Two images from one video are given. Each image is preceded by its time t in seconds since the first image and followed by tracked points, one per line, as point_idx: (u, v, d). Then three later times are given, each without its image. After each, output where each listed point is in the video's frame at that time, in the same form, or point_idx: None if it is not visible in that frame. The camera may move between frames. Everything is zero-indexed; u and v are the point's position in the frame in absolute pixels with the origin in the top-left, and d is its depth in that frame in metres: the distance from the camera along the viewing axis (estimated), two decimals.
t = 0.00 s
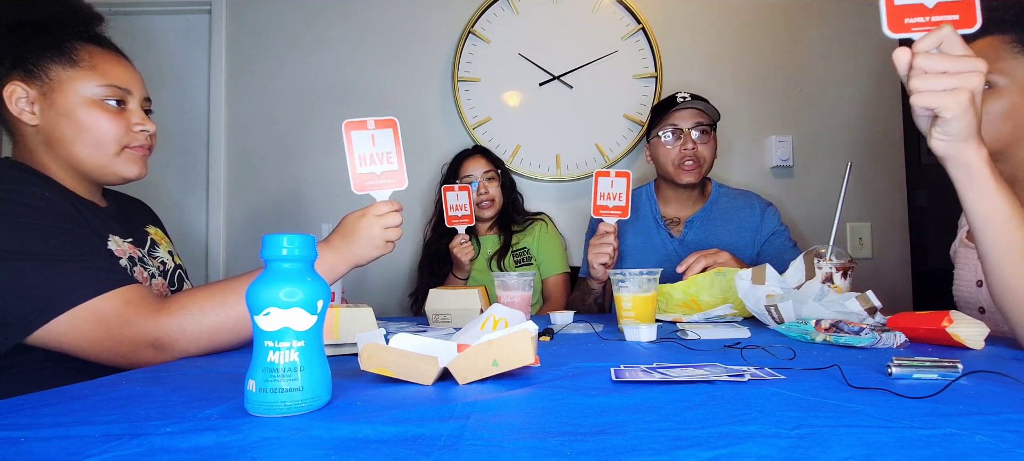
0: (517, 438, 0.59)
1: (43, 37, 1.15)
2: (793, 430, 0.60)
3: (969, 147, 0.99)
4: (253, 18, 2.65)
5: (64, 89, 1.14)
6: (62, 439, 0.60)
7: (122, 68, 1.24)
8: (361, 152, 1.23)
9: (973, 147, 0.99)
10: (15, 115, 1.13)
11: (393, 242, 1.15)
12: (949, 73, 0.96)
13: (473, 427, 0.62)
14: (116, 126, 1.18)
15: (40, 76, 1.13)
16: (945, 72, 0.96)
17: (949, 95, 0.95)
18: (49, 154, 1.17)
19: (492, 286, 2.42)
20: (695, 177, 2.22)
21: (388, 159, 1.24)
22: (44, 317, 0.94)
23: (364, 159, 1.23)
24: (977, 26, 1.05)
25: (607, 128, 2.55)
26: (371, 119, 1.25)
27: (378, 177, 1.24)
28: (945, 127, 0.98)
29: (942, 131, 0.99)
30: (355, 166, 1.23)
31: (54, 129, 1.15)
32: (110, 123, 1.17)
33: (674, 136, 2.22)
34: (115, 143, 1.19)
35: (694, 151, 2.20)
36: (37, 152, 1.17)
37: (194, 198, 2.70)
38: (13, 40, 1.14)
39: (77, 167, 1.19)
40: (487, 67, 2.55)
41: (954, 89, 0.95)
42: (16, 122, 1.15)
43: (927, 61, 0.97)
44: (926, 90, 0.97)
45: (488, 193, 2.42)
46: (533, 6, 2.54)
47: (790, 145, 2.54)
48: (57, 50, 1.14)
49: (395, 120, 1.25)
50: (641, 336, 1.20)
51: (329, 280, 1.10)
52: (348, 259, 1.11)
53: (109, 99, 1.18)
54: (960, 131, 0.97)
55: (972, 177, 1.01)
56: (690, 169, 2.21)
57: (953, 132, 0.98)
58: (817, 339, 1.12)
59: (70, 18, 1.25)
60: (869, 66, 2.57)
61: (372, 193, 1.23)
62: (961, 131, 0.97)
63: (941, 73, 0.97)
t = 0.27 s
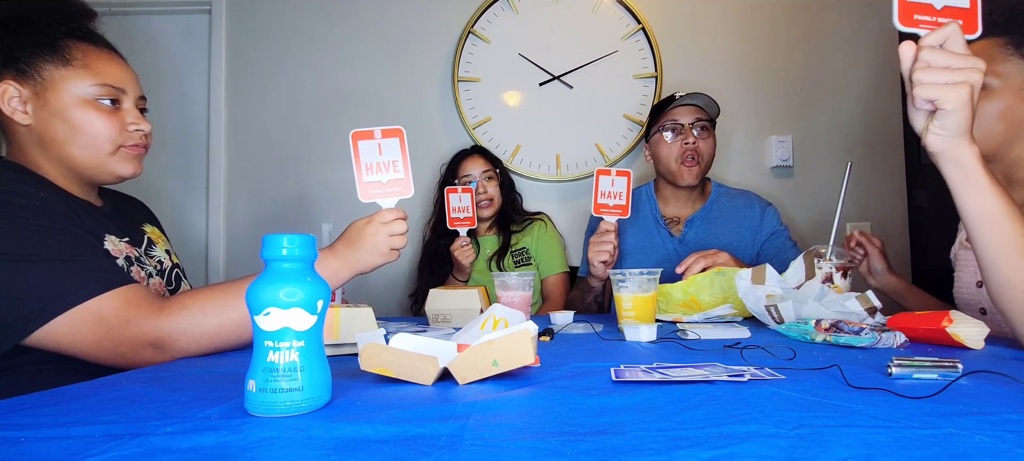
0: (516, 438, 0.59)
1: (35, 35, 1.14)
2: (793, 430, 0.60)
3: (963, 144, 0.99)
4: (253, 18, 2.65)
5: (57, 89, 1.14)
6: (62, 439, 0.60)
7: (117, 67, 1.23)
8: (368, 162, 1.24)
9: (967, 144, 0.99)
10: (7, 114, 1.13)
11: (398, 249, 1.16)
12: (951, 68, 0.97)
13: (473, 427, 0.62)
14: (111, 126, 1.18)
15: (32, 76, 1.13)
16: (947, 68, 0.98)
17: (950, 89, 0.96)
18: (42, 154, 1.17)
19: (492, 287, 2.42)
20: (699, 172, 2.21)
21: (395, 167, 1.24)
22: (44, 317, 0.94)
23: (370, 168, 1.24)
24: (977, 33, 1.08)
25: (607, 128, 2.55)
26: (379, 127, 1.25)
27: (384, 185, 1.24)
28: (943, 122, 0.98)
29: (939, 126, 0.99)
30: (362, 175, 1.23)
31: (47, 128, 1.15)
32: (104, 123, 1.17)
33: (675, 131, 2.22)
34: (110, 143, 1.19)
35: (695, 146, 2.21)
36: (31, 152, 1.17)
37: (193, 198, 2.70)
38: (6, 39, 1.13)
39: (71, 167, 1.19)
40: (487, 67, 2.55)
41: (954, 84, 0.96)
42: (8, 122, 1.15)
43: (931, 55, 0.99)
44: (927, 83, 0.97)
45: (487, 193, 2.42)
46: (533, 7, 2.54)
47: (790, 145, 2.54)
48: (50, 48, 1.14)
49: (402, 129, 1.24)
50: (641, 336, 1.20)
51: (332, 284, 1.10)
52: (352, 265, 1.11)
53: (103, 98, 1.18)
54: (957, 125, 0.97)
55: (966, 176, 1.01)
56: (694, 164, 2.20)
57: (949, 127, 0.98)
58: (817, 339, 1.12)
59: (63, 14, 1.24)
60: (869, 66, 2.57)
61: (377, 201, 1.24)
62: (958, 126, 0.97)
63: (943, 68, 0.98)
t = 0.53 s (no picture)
0: (516, 439, 0.59)
1: (32, 34, 1.14)
2: (793, 430, 0.60)
3: (962, 145, 0.99)
4: (253, 18, 2.65)
5: (54, 90, 1.14)
6: (62, 439, 0.60)
7: (115, 66, 1.23)
8: (369, 165, 1.24)
9: (966, 145, 0.99)
10: (3, 114, 1.13)
11: (399, 251, 1.16)
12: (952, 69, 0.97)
13: (473, 427, 0.62)
14: (108, 127, 1.18)
15: (30, 76, 1.13)
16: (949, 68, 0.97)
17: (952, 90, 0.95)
18: (39, 154, 1.17)
19: (493, 286, 2.41)
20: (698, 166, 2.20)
21: (396, 170, 1.24)
22: (44, 317, 0.94)
23: (372, 171, 1.24)
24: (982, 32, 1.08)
25: (607, 128, 2.55)
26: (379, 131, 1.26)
27: (386, 188, 1.24)
28: (943, 123, 0.98)
29: (939, 127, 0.99)
30: (363, 178, 1.23)
31: (44, 129, 1.15)
32: (101, 124, 1.17)
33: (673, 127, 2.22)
34: (107, 144, 1.19)
35: (693, 140, 2.19)
36: (27, 152, 1.18)
37: (193, 199, 2.70)
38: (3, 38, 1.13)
39: (69, 167, 1.19)
40: (487, 67, 2.55)
41: (956, 84, 0.96)
42: (5, 122, 1.15)
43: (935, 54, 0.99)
44: (930, 82, 0.97)
45: (490, 192, 2.41)
46: (533, 6, 2.54)
47: (790, 145, 2.54)
48: (47, 47, 1.14)
49: (404, 133, 1.24)
50: (641, 336, 1.20)
51: (334, 286, 1.10)
52: (354, 268, 1.11)
53: (101, 99, 1.18)
54: (956, 126, 0.97)
55: (966, 177, 1.01)
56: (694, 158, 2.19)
57: (949, 128, 0.98)
58: (817, 339, 1.12)
59: (61, 13, 1.24)
60: (869, 67, 2.57)
61: (379, 203, 1.23)
62: (958, 127, 0.97)
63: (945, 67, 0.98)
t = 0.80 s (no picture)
0: (516, 438, 0.59)
1: (35, 35, 1.14)
2: (793, 430, 0.60)
3: (962, 149, 0.99)
4: (253, 18, 2.65)
5: (57, 90, 1.14)
6: (62, 439, 0.60)
7: (117, 67, 1.23)
8: (371, 167, 1.23)
9: (966, 149, 0.99)
10: (6, 115, 1.13)
11: (399, 254, 1.16)
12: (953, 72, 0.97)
13: (473, 427, 0.62)
14: (111, 128, 1.18)
15: (32, 77, 1.13)
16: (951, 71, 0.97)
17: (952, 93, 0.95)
18: (41, 155, 1.17)
19: (493, 286, 2.41)
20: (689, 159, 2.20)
21: (398, 173, 1.24)
22: (43, 317, 0.94)
23: (374, 173, 1.24)
24: (981, 32, 1.08)
25: (607, 128, 2.55)
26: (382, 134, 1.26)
27: (388, 190, 1.24)
28: (943, 126, 0.98)
29: (938, 131, 0.99)
30: (365, 180, 1.23)
31: (46, 130, 1.15)
32: (105, 124, 1.17)
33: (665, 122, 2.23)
34: (110, 145, 1.19)
35: (684, 133, 2.20)
36: (28, 153, 1.18)
37: (193, 199, 2.70)
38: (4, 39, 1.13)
39: (71, 168, 1.19)
40: (487, 67, 2.55)
41: (956, 88, 0.95)
42: (7, 122, 1.15)
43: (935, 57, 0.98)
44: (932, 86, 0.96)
45: (496, 190, 2.42)
46: (533, 6, 2.54)
47: (790, 145, 2.54)
48: (50, 48, 1.14)
49: (406, 136, 1.25)
50: (641, 336, 1.20)
51: (334, 287, 1.10)
52: (355, 269, 1.11)
53: (103, 99, 1.18)
54: (956, 130, 0.97)
55: (965, 181, 1.01)
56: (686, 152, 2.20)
57: (948, 132, 0.98)
58: (817, 339, 1.12)
59: (61, 13, 1.24)
60: (869, 67, 2.57)
61: (381, 206, 1.23)
62: (957, 131, 0.97)
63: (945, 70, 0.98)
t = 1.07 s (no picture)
0: (517, 438, 0.59)
1: (37, 34, 1.14)
2: (793, 430, 0.60)
3: (961, 149, 0.99)
4: (253, 18, 2.65)
5: (61, 91, 1.14)
6: (62, 439, 0.60)
7: (119, 68, 1.23)
8: (372, 168, 1.23)
9: (965, 149, 0.99)
10: (9, 115, 1.13)
11: (400, 255, 1.15)
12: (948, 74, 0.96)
13: (473, 427, 0.62)
14: (113, 128, 1.18)
15: (35, 77, 1.13)
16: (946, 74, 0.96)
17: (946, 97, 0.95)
18: (42, 155, 1.17)
19: (493, 286, 2.40)
20: (687, 156, 2.19)
21: (399, 173, 1.24)
22: (43, 317, 0.94)
23: (374, 173, 1.24)
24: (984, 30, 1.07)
25: (607, 128, 2.55)
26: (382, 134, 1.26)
27: (388, 190, 1.24)
28: (939, 127, 0.97)
29: (935, 132, 0.99)
30: (365, 180, 1.23)
31: (50, 130, 1.14)
32: (107, 125, 1.17)
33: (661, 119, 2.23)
34: (113, 146, 1.19)
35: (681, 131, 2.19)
36: (30, 153, 1.17)
37: (194, 200, 2.70)
38: (6, 39, 1.13)
39: (73, 169, 1.19)
40: (487, 67, 2.55)
41: (951, 90, 0.95)
42: (8, 122, 1.15)
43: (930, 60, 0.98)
44: (926, 89, 0.96)
45: (501, 189, 2.41)
46: (533, 6, 2.54)
47: (790, 145, 2.54)
48: (53, 49, 1.14)
49: (406, 136, 1.24)
50: (641, 336, 1.20)
51: (334, 287, 1.11)
52: (355, 270, 1.11)
53: (106, 100, 1.18)
54: (952, 130, 0.97)
55: (964, 180, 1.00)
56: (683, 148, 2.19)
57: (945, 132, 0.98)
58: (817, 339, 1.12)
59: (61, 13, 1.23)
60: (869, 67, 2.57)
61: (381, 206, 1.23)
62: (954, 131, 0.97)
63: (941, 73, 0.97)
